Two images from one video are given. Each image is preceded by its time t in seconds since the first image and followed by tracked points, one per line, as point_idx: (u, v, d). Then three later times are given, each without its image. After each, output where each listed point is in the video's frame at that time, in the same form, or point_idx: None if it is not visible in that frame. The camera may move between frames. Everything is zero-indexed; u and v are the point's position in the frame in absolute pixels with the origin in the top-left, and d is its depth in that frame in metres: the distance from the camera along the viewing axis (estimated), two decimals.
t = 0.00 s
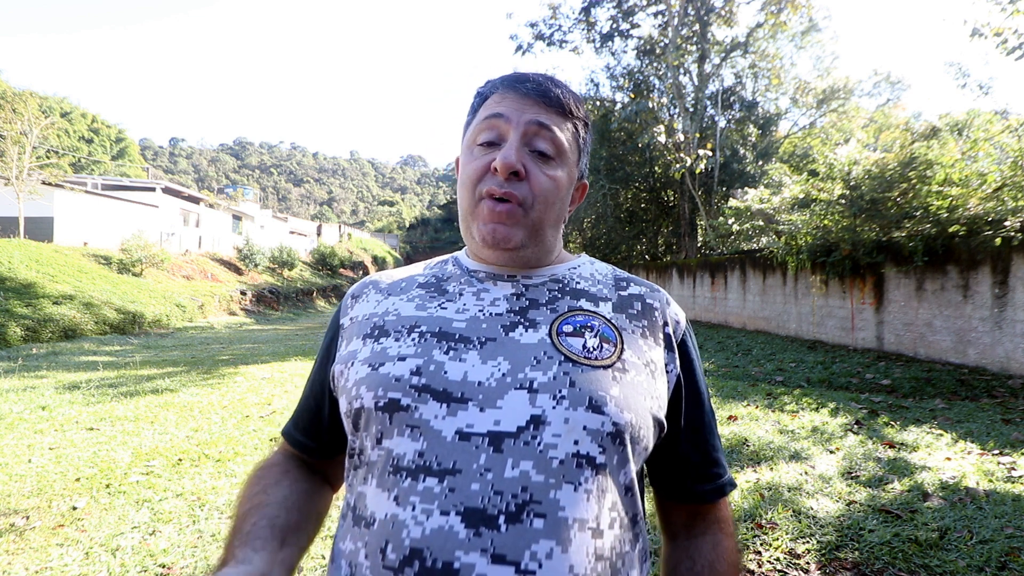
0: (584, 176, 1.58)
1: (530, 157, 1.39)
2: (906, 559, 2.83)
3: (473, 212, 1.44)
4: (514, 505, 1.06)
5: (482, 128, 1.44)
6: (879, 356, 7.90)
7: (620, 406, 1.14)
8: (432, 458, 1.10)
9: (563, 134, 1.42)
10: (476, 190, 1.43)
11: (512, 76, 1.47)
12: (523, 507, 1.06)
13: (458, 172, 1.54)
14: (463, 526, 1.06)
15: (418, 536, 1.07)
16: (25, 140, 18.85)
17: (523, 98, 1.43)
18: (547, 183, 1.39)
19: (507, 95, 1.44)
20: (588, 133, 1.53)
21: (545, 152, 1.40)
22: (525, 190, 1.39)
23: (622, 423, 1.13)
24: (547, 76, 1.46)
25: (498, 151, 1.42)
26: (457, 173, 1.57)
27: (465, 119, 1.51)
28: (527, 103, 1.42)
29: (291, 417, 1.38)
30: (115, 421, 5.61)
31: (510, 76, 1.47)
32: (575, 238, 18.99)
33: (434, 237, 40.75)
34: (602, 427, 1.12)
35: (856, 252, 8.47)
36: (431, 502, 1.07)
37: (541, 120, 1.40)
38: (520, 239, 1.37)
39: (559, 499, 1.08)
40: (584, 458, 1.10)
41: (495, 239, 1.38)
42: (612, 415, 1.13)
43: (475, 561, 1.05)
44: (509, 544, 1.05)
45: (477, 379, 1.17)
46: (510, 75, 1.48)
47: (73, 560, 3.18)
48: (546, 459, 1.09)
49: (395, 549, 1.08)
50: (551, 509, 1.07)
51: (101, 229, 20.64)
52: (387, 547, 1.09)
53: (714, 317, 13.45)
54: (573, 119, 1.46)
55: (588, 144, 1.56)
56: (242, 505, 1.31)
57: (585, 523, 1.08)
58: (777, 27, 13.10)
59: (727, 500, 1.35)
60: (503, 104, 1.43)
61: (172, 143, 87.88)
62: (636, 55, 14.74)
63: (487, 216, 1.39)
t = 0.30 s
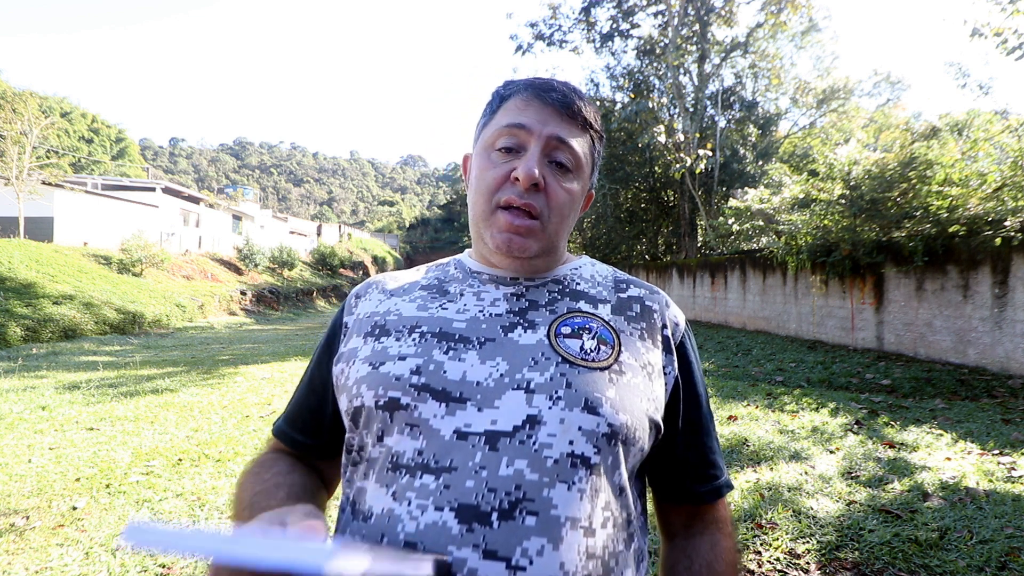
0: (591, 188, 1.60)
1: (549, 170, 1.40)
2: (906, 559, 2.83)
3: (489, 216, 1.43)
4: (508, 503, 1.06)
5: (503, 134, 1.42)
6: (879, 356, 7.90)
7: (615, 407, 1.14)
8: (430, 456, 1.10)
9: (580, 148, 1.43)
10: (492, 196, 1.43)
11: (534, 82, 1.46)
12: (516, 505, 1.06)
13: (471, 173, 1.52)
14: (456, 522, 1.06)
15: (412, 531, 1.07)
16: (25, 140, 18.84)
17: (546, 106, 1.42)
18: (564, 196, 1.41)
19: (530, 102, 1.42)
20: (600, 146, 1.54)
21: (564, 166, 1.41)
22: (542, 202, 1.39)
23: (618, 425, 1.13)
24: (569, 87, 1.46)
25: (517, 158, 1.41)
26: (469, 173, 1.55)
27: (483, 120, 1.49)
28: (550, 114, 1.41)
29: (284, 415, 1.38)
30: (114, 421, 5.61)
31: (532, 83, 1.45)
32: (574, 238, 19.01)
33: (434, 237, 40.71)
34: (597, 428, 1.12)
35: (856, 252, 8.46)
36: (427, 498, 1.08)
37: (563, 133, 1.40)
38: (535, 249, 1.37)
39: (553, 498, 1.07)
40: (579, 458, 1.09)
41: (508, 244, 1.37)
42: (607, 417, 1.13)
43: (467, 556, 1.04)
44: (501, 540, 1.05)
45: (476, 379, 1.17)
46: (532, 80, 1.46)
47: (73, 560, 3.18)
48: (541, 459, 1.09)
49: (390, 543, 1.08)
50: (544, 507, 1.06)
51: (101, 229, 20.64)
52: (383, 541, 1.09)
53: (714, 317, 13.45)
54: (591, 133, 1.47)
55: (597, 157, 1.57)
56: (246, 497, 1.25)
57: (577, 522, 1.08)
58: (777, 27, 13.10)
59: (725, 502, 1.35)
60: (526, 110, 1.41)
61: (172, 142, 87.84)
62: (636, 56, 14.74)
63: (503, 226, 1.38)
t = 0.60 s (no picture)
0: (585, 170, 1.57)
1: (524, 152, 1.40)
2: (906, 559, 2.83)
3: (475, 211, 1.44)
4: (523, 509, 1.07)
5: (477, 132, 1.45)
6: (879, 356, 7.90)
7: (628, 412, 1.15)
8: (444, 461, 1.10)
9: (554, 128, 1.42)
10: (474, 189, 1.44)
11: (500, 81, 1.49)
12: (531, 510, 1.07)
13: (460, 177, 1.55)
14: (471, 528, 1.06)
15: (426, 537, 1.08)
16: (25, 140, 18.85)
17: (512, 98, 1.44)
18: (544, 175, 1.39)
19: (497, 98, 1.45)
20: (583, 126, 1.52)
21: (539, 147, 1.41)
22: (522, 184, 1.38)
23: (631, 430, 1.14)
24: (534, 75, 1.47)
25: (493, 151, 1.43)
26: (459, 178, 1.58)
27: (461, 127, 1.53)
28: (517, 102, 1.43)
29: (291, 419, 1.37)
30: (114, 421, 5.61)
31: (498, 82, 1.49)
32: (574, 238, 19.02)
33: (434, 237, 40.69)
34: (611, 433, 1.12)
35: (856, 252, 8.47)
36: (441, 504, 1.08)
37: (532, 116, 1.41)
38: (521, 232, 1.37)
39: (567, 504, 1.08)
40: (593, 464, 1.10)
41: (495, 234, 1.38)
42: (621, 422, 1.13)
43: (482, 563, 1.05)
44: (516, 546, 1.05)
45: (489, 383, 1.17)
46: (498, 80, 1.50)
47: (73, 560, 3.18)
48: (556, 464, 1.09)
49: (404, 549, 1.09)
50: (558, 513, 1.07)
51: (101, 229, 20.65)
52: (397, 547, 1.10)
53: (714, 317, 13.45)
54: (566, 112, 1.46)
55: (585, 138, 1.55)
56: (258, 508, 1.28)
57: (592, 528, 1.08)
58: (777, 27, 13.10)
59: (729, 503, 1.35)
60: (494, 106, 1.44)
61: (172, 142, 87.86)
62: (636, 56, 14.75)
63: (486, 214, 1.39)
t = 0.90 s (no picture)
0: (573, 163, 1.55)
1: (506, 147, 1.39)
2: (906, 559, 2.83)
3: (462, 209, 1.44)
4: (509, 512, 1.07)
5: (459, 131, 1.45)
6: (879, 356, 7.90)
7: (617, 414, 1.14)
8: (430, 464, 1.11)
9: (536, 120, 1.41)
10: (460, 188, 1.44)
11: (479, 81, 1.50)
12: (518, 515, 1.07)
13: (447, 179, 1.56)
14: (458, 531, 1.07)
15: (413, 541, 1.09)
16: (25, 140, 18.85)
17: (492, 95, 1.44)
18: (527, 167, 1.38)
19: (477, 97, 1.45)
20: (567, 117, 1.51)
21: (520, 140, 1.40)
22: (506, 178, 1.38)
23: (619, 431, 1.13)
24: (514, 71, 1.47)
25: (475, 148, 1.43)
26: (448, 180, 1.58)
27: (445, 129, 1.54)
28: (496, 98, 1.43)
29: (289, 421, 1.38)
30: (114, 421, 5.61)
31: (477, 82, 1.49)
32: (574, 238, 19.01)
33: (434, 237, 40.67)
34: (599, 435, 1.11)
35: (856, 252, 8.46)
36: (427, 508, 1.09)
37: (512, 110, 1.40)
38: (508, 227, 1.37)
39: (554, 507, 1.08)
40: (580, 467, 1.09)
41: (481, 232, 1.38)
42: (608, 424, 1.13)
43: (469, 567, 1.05)
44: (503, 551, 1.05)
45: (475, 386, 1.17)
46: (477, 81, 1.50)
47: (73, 560, 3.18)
48: (542, 467, 1.09)
49: (392, 553, 1.11)
50: (545, 517, 1.07)
51: (101, 229, 20.64)
52: (385, 551, 1.11)
53: (714, 317, 13.45)
54: (547, 104, 1.45)
55: (570, 129, 1.53)
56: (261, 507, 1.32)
57: (580, 531, 1.08)
58: (777, 27, 13.10)
59: (727, 503, 1.34)
60: (474, 105, 1.44)
61: (172, 142, 87.85)
62: (636, 56, 14.75)
63: (472, 212, 1.40)
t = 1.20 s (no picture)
0: (564, 161, 1.53)
1: (494, 148, 1.39)
2: (906, 559, 2.83)
3: (454, 212, 1.45)
4: (496, 513, 1.07)
5: (448, 134, 1.45)
6: (879, 356, 7.90)
7: (606, 415, 1.13)
8: (419, 465, 1.12)
9: (524, 120, 1.40)
10: (450, 191, 1.44)
11: (467, 82, 1.49)
12: (505, 515, 1.07)
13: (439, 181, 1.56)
14: (445, 532, 1.08)
15: (402, 541, 1.10)
16: (25, 140, 18.85)
17: (480, 96, 1.44)
18: (516, 169, 1.38)
19: (465, 98, 1.45)
20: (556, 114, 1.49)
21: (509, 141, 1.39)
22: (495, 179, 1.38)
23: (608, 432, 1.12)
24: (501, 71, 1.46)
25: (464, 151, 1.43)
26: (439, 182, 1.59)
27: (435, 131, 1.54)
28: (483, 99, 1.42)
29: (292, 420, 1.38)
30: (115, 421, 5.61)
31: (465, 83, 1.49)
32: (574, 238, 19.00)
33: (434, 237, 40.68)
34: (587, 436, 1.11)
35: (856, 252, 8.46)
36: (416, 508, 1.10)
37: (500, 111, 1.39)
38: (499, 229, 1.38)
39: (541, 508, 1.08)
40: (568, 468, 1.09)
41: (473, 233, 1.39)
42: (597, 424, 1.12)
43: (455, 567, 1.06)
44: (491, 552, 1.06)
45: (464, 387, 1.17)
46: (464, 82, 1.50)
47: (73, 560, 3.18)
48: (529, 468, 1.09)
49: (380, 553, 1.12)
50: (532, 518, 1.07)
51: (101, 230, 20.65)
52: (374, 550, 1.13)
53: (714, 317, 13.45)
54: (535, 103, 1.44)
55: (560, 126, 1.52)
56: (263, 511, 1.32)
57: (567, 532, 1.08)
58: (777, 27, 13.11)
59: (725, 503, 1.34)
60: (462, 107, 1.44)
61: (172, 143, 87.95)
62: (636, 56, 14.76)
63: (463, 215, 1.40)
